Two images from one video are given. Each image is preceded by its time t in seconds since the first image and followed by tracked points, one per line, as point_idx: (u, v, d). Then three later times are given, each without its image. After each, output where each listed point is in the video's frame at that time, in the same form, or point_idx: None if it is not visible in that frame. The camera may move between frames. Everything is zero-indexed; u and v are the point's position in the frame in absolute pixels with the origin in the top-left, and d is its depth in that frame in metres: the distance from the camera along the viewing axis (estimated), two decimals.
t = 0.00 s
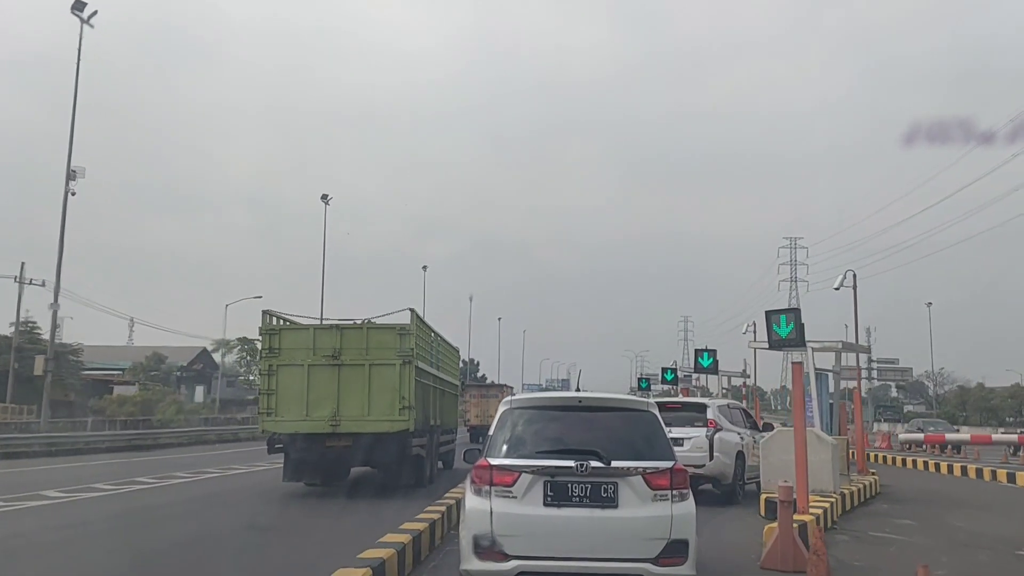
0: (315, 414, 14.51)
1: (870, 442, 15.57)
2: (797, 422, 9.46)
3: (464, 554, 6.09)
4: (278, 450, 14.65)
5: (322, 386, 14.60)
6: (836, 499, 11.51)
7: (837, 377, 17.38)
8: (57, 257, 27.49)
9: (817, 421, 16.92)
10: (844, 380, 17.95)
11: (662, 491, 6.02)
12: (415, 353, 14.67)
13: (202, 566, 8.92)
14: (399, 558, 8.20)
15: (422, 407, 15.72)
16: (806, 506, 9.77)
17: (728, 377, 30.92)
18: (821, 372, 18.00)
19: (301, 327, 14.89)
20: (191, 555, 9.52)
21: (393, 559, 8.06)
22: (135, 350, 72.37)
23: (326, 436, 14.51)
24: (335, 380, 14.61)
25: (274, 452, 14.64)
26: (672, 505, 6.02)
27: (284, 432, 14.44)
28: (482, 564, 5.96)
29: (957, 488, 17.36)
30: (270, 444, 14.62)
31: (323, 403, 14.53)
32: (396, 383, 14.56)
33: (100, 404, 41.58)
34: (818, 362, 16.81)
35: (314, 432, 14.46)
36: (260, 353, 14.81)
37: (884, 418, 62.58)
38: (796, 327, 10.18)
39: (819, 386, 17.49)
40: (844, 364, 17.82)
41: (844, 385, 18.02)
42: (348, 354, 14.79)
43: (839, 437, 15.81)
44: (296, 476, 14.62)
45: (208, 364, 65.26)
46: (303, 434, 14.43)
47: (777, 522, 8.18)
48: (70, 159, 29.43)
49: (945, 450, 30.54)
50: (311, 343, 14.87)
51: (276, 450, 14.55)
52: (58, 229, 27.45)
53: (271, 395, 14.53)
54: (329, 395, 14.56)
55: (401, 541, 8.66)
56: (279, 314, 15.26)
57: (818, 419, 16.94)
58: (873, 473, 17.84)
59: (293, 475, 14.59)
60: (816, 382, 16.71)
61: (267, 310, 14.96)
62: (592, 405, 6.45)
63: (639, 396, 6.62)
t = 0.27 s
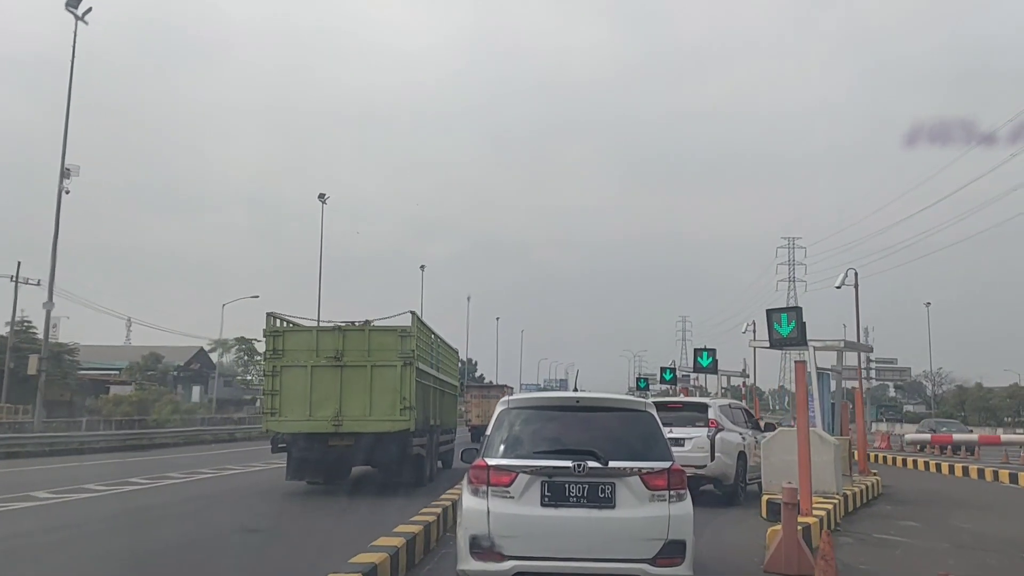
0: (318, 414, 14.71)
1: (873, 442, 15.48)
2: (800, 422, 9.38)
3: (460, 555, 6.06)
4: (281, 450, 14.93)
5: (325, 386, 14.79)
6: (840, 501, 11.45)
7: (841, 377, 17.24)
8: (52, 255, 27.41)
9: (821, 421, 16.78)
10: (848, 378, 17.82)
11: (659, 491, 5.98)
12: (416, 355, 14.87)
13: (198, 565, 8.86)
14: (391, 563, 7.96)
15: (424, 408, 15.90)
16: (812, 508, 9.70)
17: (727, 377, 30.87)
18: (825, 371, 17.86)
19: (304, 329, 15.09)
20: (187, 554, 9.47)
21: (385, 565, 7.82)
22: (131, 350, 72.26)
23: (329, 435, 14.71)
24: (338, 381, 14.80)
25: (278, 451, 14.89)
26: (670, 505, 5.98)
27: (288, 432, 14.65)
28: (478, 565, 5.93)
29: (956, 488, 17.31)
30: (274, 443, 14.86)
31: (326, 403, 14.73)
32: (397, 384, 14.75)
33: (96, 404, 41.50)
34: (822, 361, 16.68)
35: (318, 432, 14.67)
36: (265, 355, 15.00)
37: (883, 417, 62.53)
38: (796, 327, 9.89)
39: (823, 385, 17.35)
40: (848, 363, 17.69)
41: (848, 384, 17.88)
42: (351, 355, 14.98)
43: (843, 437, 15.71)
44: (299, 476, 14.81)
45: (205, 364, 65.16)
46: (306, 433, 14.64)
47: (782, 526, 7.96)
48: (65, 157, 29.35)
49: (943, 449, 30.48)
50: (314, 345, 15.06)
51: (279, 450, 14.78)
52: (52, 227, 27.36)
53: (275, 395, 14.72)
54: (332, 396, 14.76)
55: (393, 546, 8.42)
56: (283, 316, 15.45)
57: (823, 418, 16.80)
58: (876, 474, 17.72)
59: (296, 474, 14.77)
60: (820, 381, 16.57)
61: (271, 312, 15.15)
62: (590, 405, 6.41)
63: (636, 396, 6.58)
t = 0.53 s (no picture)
0: (321, 413, 14.92)
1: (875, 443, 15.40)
2: (804, 424, 9.34)
3: (457, 555, 6.02)
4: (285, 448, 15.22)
5: (328, 386, 15.00)
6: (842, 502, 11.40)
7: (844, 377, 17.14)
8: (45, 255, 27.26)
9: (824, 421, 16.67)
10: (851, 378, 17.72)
11: (657, 491, 5.95)
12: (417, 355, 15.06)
13: (193, 565, 8.80)
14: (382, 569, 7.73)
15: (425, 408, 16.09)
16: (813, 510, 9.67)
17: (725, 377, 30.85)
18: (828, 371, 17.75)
19: (307, 330, 15.28)
20: (183, 553, 9.41)
21: (379, 567, 7.68)
22: (127, 350, 72.17)
23: (332, 434, 14.96)
24: (340, 381, 15.00)
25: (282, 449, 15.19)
26: (667, 506, 5.95)
27: (291, 431, 14.87)
28: (476, 564, 5.89)
29: (957, 489, 17.26)
30: (278, 441, 15.15)
31: (328, 403, 14.94)
32: (398, 384, 14.94)
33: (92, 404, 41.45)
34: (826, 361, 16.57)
35: (320, 431, 14.88)
36: (269, 355, 15.21)
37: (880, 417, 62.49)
38: (796, 327, 9.69)
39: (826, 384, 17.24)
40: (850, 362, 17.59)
41: (851, 384, 17.78)
42: (352, 356, 15.18)
43: (845, 437, 15.64)
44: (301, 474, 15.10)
45: (202, 364, 65.09)
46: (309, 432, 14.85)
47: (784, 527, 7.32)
48: (59, 155, 29.28)
49: (942, 449, 30.45)
50: (317, 346, 15.26)
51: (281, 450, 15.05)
52: (46, 227, 27.24)
53: (278, 395, 14.94)
54: (334, 395, 14.96)
55: (385, 550, 8.19)
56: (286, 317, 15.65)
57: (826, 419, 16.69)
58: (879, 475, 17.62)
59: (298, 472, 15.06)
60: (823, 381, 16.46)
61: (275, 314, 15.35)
62: (587, 405, 6.38)
63: (633, 396, 6.55)
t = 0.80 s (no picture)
0: (323, 413, 14.96)
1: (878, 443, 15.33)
2: (807, 423, 9.26)
3: (455, 555, 5.98)
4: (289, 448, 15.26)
5: (330, 387, 15.03)
6: (846, 505, 11.35)
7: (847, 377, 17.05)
8: (39, 252, 27.17)
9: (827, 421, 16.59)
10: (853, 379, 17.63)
11: (654, 491, 5.91)
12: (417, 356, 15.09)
13: (189, 566, 8.74)
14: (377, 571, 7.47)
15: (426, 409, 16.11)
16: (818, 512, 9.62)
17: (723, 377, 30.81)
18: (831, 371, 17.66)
19: (310, 331, 15.32)
20: (179, 554, 9.35)
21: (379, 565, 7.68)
22: (123, 350, 72.06)
23: (334, 433, 15.00)
24: (342, 381, 15.03)
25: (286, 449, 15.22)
26: (665, 506, 5.91)
27: (295, 430, 14.91)
28: (473, 565, 5.86)
29: (956, 489, 17.23)
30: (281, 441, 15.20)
31: (331, 403, 14.98)
32: (399, 385, 14.97)
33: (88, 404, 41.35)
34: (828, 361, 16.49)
35: (323, 431, 14.92)
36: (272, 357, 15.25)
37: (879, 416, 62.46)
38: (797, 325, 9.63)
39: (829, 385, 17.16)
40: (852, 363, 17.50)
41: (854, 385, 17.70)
42: (355, 357, 15.21)
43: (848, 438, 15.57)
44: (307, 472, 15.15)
45: (199, 364, 65.00)
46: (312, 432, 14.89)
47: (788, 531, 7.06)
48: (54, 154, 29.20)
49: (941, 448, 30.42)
50: (320, 347, 15.29)
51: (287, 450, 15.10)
52: (40, 225, 27.13)
53: (282, 395, 14.99)
54: (337, 396, 14.99)
55: (381, 552, 7.95)
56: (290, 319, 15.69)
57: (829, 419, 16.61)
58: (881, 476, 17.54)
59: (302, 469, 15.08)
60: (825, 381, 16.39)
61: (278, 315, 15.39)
62: (584, 406, 6.35)
63: (630, 396, 6.51)
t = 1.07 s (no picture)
0: (327, 413, 14.96)
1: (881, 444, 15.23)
2: (813, 423, 9.17)
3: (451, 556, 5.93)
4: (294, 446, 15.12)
5: (333, 387, 15.04)
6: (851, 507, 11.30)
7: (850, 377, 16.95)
8: (32, 251, 26.98)
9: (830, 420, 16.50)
10: (855, 378, 17.54)
11: (650, 492, 5.87)
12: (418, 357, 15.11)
13: (184, 566, 8.65)
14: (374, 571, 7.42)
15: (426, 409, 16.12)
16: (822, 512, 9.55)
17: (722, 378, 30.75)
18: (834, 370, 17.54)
19: (312, 333, 15.32)
20: (173, 554, 9.25)
21: (379, 565, 7.67)
22: (119, 350, 71.89)
23: (337, 432, 14.98)
24: (344, 382, 15.03)
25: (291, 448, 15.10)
26: (661, 506, 5.87)
27: (299, 430, 14.90)
28: (469, 565, 5.82)
29: (959, 490, 17.17)
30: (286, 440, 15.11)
31: (334, 403, 14.98)
32: (401, 385, 14.98)
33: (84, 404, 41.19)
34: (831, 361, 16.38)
35: (326, 430, 14.91)
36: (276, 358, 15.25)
37: (877, 416, 62.41)
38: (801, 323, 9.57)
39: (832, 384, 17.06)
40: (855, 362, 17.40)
41: (856, 384, 17.60)
42: (357, 358, 15.21)
43: (851, 438, 15.47)
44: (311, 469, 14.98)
45: (195, 364, 64.87)
46: (316, 431, 14.88)
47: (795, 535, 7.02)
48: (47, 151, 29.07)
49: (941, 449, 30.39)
50: (322, 348, 15.28)
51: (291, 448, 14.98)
52: (33, 223, 26.95)
53: (287, 396, 14.99)
54: (340, 396, 15.00)
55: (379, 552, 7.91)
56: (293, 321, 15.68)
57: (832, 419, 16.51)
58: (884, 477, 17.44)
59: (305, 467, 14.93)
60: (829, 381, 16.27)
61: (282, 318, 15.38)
62: (581, 406, 6.30)
63: (626, 396, 6.48)
